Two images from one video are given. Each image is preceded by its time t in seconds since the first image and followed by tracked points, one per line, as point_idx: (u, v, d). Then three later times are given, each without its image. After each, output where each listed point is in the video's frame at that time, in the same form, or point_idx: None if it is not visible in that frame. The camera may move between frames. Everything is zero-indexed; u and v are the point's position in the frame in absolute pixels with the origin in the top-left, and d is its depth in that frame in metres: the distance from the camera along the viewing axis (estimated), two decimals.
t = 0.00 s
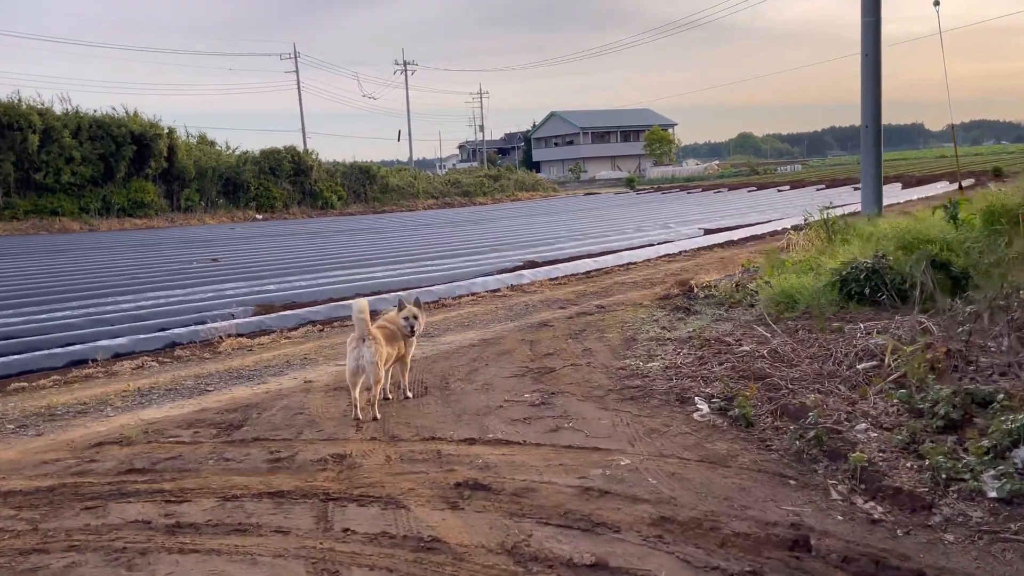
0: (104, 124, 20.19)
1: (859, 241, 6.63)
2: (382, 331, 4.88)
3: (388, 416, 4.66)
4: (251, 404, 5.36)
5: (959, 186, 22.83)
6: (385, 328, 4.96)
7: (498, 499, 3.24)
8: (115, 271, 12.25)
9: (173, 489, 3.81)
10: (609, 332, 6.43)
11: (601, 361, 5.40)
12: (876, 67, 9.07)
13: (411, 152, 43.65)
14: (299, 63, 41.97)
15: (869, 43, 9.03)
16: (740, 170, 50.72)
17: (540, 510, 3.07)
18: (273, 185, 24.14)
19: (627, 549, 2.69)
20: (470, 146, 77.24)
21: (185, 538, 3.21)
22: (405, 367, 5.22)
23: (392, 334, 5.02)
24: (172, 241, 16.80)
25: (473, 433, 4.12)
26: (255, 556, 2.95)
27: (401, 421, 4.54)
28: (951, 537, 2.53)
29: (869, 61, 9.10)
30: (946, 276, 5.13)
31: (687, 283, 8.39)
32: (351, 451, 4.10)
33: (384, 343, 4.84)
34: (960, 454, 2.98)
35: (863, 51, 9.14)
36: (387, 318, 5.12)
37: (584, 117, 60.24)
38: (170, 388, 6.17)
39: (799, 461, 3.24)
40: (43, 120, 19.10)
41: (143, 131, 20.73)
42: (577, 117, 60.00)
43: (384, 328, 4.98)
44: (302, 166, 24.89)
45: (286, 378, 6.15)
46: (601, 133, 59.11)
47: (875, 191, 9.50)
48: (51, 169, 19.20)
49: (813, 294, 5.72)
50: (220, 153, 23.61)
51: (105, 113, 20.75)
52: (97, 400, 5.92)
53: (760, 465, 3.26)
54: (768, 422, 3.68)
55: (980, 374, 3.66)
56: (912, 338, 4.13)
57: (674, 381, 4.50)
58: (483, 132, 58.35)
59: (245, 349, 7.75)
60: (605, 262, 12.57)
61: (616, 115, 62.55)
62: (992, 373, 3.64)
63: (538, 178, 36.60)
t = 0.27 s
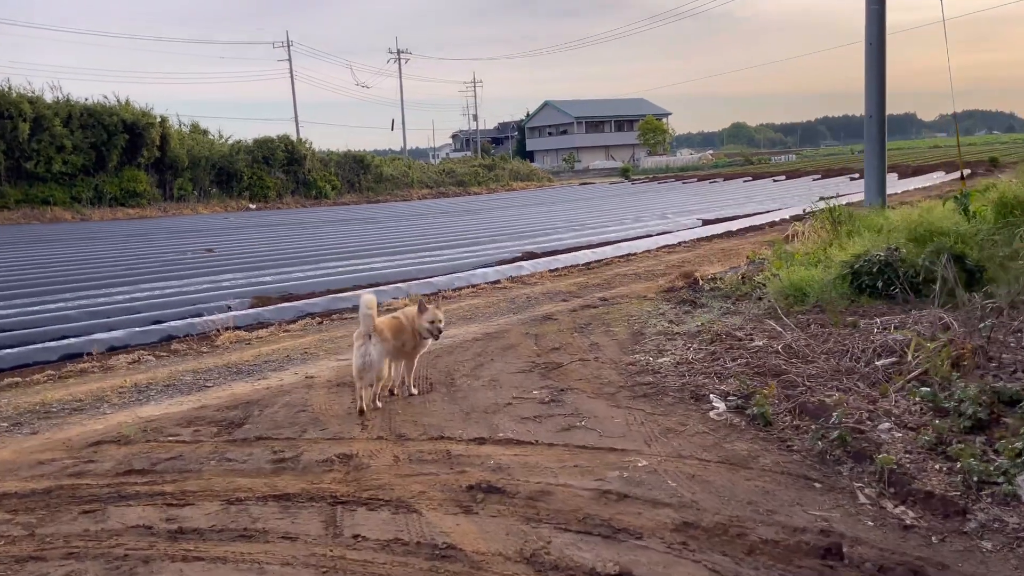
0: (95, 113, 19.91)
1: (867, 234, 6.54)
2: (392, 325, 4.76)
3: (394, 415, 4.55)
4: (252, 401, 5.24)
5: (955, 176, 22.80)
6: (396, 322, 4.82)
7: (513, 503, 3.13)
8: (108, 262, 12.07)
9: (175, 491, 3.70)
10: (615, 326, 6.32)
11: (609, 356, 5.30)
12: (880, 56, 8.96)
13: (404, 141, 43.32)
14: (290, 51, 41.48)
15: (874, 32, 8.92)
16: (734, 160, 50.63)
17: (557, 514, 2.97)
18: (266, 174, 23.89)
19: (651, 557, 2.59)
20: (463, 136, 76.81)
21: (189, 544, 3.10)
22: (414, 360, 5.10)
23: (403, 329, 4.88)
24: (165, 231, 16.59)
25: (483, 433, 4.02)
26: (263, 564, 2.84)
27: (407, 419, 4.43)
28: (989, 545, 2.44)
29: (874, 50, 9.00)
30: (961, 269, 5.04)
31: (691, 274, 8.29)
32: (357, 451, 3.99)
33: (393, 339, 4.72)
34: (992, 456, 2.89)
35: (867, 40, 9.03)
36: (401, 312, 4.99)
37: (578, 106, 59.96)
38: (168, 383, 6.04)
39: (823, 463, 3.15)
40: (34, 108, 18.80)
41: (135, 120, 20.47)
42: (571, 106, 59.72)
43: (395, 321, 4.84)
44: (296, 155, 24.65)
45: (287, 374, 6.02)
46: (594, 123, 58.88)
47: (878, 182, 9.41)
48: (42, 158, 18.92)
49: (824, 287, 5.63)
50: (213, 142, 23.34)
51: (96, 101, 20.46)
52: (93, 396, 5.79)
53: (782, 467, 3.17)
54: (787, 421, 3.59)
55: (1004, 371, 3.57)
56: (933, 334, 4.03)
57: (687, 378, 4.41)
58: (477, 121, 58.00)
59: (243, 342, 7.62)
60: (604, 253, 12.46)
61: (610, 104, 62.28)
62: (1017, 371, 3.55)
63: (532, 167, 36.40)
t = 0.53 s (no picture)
0: (82, 98, 19.56)
1: (870, 219, 6.43)
2: (399, 310, 4.67)
3: (392, 405, 4.43)
4: (245, 391, 5.09)
5: (948, 163, 22.79)
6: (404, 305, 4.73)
7: (520, 497, 3.02)
8: (96, 249, 11.85)
9: (167, 486, 3.56)
10: (615, 313, 6.20)
11: (611, 344, 5.18)
12: (880, 39, 8.83)
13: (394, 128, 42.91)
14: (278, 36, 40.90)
15: (873, 14, 8.78)
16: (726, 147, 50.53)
17: (566, 510, 2.86)
18: (255, 161, 23.58)
19: (668, 555, 2.48)
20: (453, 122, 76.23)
21: (182, 542, 2.97)
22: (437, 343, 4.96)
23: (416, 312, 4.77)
24: (153, 218, 16.33)
25: (485, 424, 3.90)
26: (261, 564, 2.72)
27: (406, 410, 4.30)
28: (1021, 541, 2.35)
29: (873, 33, 8.86)
30: (970, 254, 4.94)
31: (690, 261, 8.17)
32: (355, 443, 3.86)
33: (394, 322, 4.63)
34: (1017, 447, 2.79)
35: (867, 22, 8.89)
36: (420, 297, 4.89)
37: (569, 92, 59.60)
38: (158, 373, 5.88)
39: (840, 454, 3.05)
40: (19, 94, 18.44)
41: (122, 106, 20.13)
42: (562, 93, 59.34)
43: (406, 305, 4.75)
44: (286, 142, 24.33)
45: (280, 363, 5.87)
46: (586, 110, 58.55)
47: (878, 167, 9.31)
48: (28, 144, 18.56)
49: (828, 273, 5.52)
50: (201, 128, 23.01)
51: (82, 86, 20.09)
52: (81, 387, 5.62)
53: (798, 459, 3.06)
54: (800, 411, 3.48)
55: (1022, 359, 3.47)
56: (947, 322, 3.93)
57: (693, 367, 4.30)
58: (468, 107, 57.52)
59: (235, 331, 7.45)
60: (599, 240, 12.33)
61: (602, 91, 61.94)
62: None
63: (523, 154, 36.15)
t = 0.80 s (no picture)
0: (65, 87, 19.16)
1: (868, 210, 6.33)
2: (408, 303, 4.54)
3: (385, 403, 4.28)
4: (231, 389, 4.92)
5: (936, 152, 22.82)
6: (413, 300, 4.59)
7: (520, 504, 2.89)
8: (77, 240, 11.57)
9: (149, 493, 3.40)
10: (610, 306, 6.07)
11: (608, 339, 5.06)
12: (875, 26, 8.70)
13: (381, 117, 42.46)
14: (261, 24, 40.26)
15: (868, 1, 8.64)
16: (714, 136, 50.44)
17: (569, 517, 2.73)
18: (240, 150, 23.20)
19: (678, 566, 2.36)
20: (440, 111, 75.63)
21: (165, 553, 2.82)
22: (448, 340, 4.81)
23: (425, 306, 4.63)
24: (136, 208, 16.01)
25: (481, 424, 3.76)
26: None
27: (399, 409, 4.15)
28: None
29: (869, 20, 8.73)
30: (973, 245, 4.84)
31: (684, 252, 8.05)
32: (347, 445, 3.71)
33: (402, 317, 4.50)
34: None
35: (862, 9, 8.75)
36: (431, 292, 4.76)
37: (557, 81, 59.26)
38: (141, 370, 5.69)
39: (852, 456, 2.93)
40: None
41: (105, 95, 19.73)
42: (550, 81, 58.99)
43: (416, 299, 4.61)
44: (271, 131, 23.97)
45: (268, 359, 5.70)
46: (573, 98, 58.24)
47: (872, 156, 9.21)
48: (9, 133, 18.15)
49: (828, 265, 5.42)
50: (186, 118, 22.61)
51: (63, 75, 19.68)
52: (61, 385, 5.43)
53: (808, 461, 2.95)
54: (807, 410, 3.37)
55: None
56: (955, 317, 3.82)
57: (695, 363, 4.17)
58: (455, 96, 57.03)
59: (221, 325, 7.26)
60: (590, 230, 12.19)
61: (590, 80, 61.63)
62: None
63: (511, 143, 35.89)
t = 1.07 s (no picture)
0: (40, 77, 18.69)
1: (859, 204, 6.28)
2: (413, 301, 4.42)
3: (373, 405, 4.15)
4: (212, 390, 4.76)
5: (917, 144, 22.97)
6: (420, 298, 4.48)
7: (517, 513, 2.77)
8: (53, 234, 11.27)
9: (127, 503, 3.24)
10: (601, 302, 5.97)
11: (600, 337, 4.96)
12: (863, 18, 8.64)
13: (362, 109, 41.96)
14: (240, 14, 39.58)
15: None
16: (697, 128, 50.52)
17: (568, 527, 2.63)
18: (220, 142, 22.79)
19: None
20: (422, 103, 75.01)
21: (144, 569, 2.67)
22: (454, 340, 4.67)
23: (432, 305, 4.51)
24: (114, 202, 15.65)
25: (473, 427, 3.64)
26: None
27: (387, 412, 4.02)
28: None
29: (857, 12, 8.67)
30: (969, 241, 4.78)
31: (673, 246, 7.97)
32: (334, 450, 3.58)
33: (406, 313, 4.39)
34: None
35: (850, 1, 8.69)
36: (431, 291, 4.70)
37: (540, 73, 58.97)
38: (119, 370, 5.49)
39: (857, 460, 2.86)
40: None
41: (82, 85, 19.29)
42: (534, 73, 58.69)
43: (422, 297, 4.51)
44: (252, 123, 23.58)
45: (250, 358, 5.53)
46: (557, 90, 58.02)
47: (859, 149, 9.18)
48: None
49: (821, 260, 5.35)
50: (164, 109, 22.17)
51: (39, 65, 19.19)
52: (35, 386, 5.23)
53: (813, 466, 2.87)
54: (809, 412, 3.28)
55: None
56: (954, 315, 3.76)
57: (690, 362, 4.08)
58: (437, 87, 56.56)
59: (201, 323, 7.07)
60: (577, 223, 12.08)
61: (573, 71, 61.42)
62: None
63: (494, 135, 35.64)
